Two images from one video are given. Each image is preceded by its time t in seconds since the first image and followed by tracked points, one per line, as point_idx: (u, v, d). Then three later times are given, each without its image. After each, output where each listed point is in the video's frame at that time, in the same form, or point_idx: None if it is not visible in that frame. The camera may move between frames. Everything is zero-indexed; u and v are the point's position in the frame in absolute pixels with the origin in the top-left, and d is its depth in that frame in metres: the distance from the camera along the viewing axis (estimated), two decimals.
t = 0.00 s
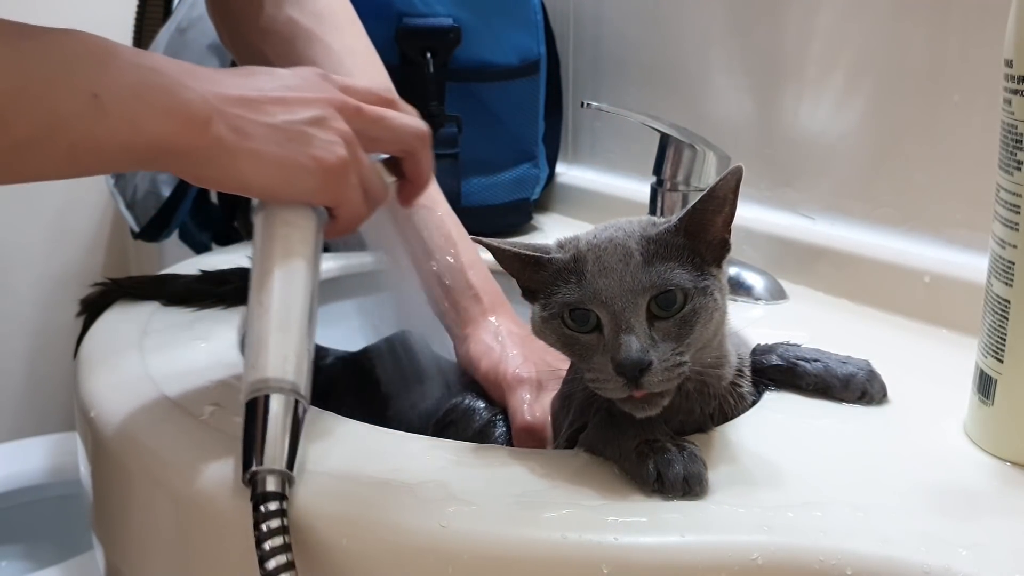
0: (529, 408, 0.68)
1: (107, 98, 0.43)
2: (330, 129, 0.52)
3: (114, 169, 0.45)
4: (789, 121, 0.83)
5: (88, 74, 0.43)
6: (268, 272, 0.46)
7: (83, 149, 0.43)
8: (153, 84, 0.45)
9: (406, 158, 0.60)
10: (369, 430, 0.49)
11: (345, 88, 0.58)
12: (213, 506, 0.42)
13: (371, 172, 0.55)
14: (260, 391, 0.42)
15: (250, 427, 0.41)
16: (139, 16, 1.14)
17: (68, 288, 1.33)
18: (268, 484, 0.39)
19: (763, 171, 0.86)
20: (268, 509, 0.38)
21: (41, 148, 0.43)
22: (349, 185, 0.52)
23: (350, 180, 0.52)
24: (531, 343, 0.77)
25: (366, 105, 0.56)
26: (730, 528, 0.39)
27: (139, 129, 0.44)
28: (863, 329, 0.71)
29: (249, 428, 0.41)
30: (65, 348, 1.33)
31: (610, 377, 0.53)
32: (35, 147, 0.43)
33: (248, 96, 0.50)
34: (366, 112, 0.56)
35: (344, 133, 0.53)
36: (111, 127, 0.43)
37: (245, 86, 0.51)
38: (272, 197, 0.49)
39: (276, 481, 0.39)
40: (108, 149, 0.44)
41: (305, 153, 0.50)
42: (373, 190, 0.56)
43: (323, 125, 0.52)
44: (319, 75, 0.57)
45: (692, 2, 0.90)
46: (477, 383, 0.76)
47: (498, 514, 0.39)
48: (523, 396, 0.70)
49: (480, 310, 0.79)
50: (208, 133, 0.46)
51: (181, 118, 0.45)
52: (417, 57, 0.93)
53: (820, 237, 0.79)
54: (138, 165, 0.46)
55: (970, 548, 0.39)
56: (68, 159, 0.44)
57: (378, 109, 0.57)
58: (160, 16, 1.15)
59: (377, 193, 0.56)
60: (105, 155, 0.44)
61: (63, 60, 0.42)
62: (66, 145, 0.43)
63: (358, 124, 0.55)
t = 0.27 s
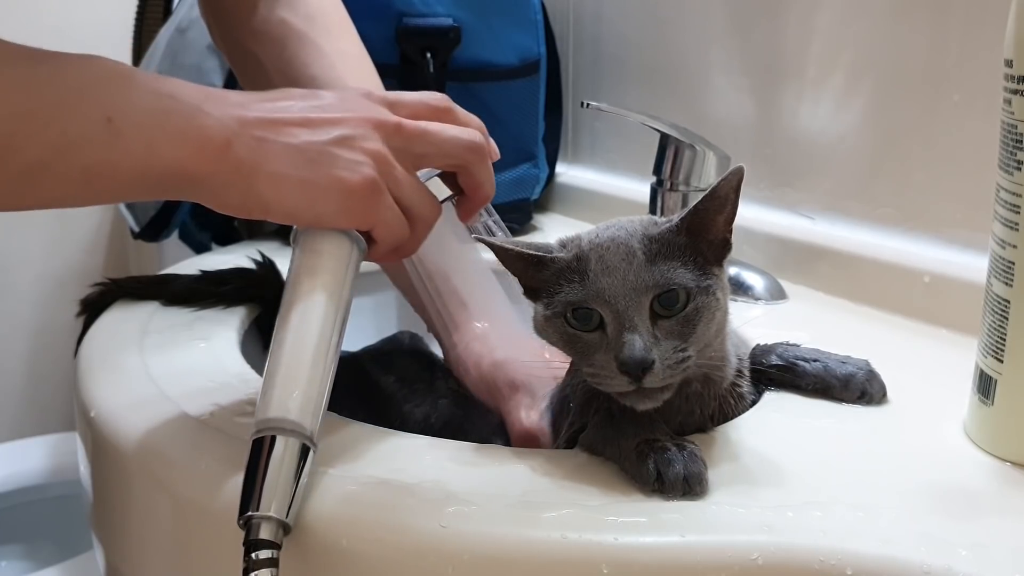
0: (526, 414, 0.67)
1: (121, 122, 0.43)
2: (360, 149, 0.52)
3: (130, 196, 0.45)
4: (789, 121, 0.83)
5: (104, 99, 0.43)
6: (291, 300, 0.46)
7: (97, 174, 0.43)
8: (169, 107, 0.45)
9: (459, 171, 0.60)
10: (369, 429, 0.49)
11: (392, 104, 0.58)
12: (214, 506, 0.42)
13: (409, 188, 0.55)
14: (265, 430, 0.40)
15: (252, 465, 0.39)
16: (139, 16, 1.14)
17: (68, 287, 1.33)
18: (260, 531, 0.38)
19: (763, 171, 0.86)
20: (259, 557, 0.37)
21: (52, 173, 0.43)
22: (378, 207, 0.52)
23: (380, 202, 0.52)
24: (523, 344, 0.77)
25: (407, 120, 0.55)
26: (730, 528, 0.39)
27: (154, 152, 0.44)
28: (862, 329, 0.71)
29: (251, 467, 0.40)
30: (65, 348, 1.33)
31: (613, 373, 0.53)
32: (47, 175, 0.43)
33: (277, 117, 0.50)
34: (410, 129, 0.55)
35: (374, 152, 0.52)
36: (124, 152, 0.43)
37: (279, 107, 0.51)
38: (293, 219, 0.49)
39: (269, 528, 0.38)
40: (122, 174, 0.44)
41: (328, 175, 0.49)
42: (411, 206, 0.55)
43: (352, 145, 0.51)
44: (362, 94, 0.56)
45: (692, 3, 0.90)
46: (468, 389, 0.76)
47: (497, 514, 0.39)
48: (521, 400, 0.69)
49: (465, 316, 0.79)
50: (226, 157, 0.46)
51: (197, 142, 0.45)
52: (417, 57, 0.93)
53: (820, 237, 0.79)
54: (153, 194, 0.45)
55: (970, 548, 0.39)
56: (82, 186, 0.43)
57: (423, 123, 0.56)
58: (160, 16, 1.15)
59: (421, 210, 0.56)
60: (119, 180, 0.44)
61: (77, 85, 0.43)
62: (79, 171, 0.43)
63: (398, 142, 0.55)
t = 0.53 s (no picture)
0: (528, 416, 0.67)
1: (179, 124, 0.44)
2: (408, 151, 0.51)
3: (184, 195, 0.46)
4: (789, 121, 0.83)
5: (159, 101, 0.44)
6: (325, 304, 0.46)
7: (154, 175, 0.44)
8: (223, 108, 0.45)
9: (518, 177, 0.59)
10: (369, 429, 0.49)
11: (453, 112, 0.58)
12: (214, 506, 0.42)
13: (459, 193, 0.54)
14: (285, 416, 0.41)
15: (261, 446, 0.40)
16: (139, 16, 1.14)
17: (68, 287, 1.33)
18: (257, 512, 0.38)
19: (763, 171, 0.86)
20: (251, 537, 0.37)
21: (111, 175, 0.44)
22: (423, 209, 0.51)
23: (426, 203, 0.51)
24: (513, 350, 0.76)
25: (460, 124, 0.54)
26: (730, 528, 0.38)
27: (209, 152, 0.44)
28: (862, 329, 0.71)
29: (260, 448, 0.40)
30: (65, 348, 1.33)
31: (629, 376, 0.53)
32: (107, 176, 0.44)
33: (330, 118, 0.50)
34: (464, 133, 0.54)
35: (422, 153, 0.51)
36: (180, 153, 0.44)
37: (341, 111, 0.51)
38: (345, 218, 0.48)
39: (266, 510, 0.39)
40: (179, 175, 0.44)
41: (377, 174, 0.49)
42: (462, 210, 0.54)
43: (399, 146, 0.51)
44: (424, 102, 0.57)
45: (692, 3, 0.90)
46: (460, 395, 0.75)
47: (496, 514, 0.39)
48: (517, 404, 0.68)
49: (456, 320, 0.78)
50: (280, 156, 0.46)
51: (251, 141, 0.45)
52: (417, 57, 0.93)
53: (820, 238, 0.79)
54: (208, 191, 0.46)
55: (970, 548, 0.39)
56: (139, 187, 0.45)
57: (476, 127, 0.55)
58: (160, 16, 1.15)
59: (470, 216, 0.55)
60: (175, 180, 0.45)
61: (136, 88, 0.44)
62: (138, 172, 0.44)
63: (451, 145, 0.54)
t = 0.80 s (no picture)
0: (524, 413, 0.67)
1: (225, 135, 0.46)
2: (455, 168, 0.52)
3: (226, 202, 0.49)
4: (789, 121, 0.83)
5: (209, 111, 0.46)
6: (365, 308, 0.47)
7: (202, 182, 0.47)
8: (274, 120, 0.48)
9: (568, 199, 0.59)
10: (369, 429, 0.49)
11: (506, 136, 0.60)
12: (213, 506, 0.42)
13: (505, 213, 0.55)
14: (305, 414, 0.41)
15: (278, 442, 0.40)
16: (139, 16, 1.14)
17: (68, 287, 1.33)
18: (266, 506, 0.38)
19: (763, 171, 0.86)
20: (257, 531, 0.37)
21: (158, 182, 0.46)
22: (469, 224, 0.52)
23: (471, 219, 0.52)
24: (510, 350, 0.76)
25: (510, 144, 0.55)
26: (730, 528, 0.38)
27: (258, 161, 0.47)
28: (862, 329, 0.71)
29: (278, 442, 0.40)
30: (66, 348, 1.34)
31: (646, 371, 0.54)
32: (157, 182, 0.46)
33: (381, 133, 0.52)
34: (513, 154, 0.55)
35: (469, 172, 0.53)
36: (231, 161, 0.47)
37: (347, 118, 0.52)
38: (387, 229, 0.51)
39: (275, 505, 0.38)
40: (228, 183, 0.47)
41: (423, 188, 0.50)
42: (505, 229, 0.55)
43: (446, 163, 0.52)
44: (480, 124, 0.59)
45: (692, 3, 0.90)
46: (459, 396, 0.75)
47: (497, 514, 0.39)
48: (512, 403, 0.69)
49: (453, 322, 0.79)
50: (324, 167, 0.49)
51: (300, 152, 0.48)
52: (417, 57, 0.93)
53: (821, 238, 0.79)
54: (256, 199, 0.49)
55: (970, 548, 0.39)
56: (187, 193, 0.47)
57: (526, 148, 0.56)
58: (160, 16, 1.15)
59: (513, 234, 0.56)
60: (222, 188, 0.47)
61: (190, 99, 0.46)
62: (187, 178, 0.46)
63: (499, 165, 0.55)
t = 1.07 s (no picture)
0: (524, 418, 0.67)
1: (277, 126, 0.46)
2: (501, 162, 0.52)
3: (278, 194, 0.48)
4: (789, 121, 0.83)
5: (257, 103, 0.46)
6: (408, 298, 0.48)
7: (253, 172, 0.47)
8: (322, 112, 0.48)
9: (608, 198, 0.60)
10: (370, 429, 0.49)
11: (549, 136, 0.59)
12: (215, 505, 0.42)
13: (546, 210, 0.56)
14: (347, 395, 0.42)
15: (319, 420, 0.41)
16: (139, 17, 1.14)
17: (69, 288, 1.34)
18: (305, 481, 0.39)
19: (763, 171, 0.87)
20: (291, 518, 0.38)
21: (212, 172, 0.46)
22: (509, 217, 0.52)
23: (514, 212, 0.52)
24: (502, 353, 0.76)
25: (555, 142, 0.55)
26: (729, 528, 0.39)
27: (306, 154, 0.47)
28: (863, 329, 0.71)
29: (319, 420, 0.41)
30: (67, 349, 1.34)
31: (660, 365, 0.53)
32: (212, 171, 0.46)
33: (431, 128, 0.52)
34: (557, 151, 0.55)
35: (514, 167, 0.52)
36: (281, 152, 0.46)
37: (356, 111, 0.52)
38: (430, 220, 0.50)
39: (314, 482, 0.39)
40: (278, 174, 0.47)
41: (468, 182, 0.50)
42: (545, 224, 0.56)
43: (492, 157, 0.52)
44: (525, 122, 0.58)
45: (692, 3, 0.90)
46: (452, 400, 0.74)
47: (499, 513, 0.39)
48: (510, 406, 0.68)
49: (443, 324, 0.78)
50: (372, 158, 0.49)
51: (348, 144, 0.48)
52: (417, 57, 0.93)
53: (820, 238, 0.79)
54: (307, 191, 0.49)
55: (969, 548, 0.39)
56: (241, 184, 0.47)
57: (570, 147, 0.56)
58: (161, 17, 1.15)
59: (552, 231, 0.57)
60: (274, 179, 0.47)
61: (238, 91, 0.46)
62: (238, 169, 0.46)
63: (544, 161, 0.55)
